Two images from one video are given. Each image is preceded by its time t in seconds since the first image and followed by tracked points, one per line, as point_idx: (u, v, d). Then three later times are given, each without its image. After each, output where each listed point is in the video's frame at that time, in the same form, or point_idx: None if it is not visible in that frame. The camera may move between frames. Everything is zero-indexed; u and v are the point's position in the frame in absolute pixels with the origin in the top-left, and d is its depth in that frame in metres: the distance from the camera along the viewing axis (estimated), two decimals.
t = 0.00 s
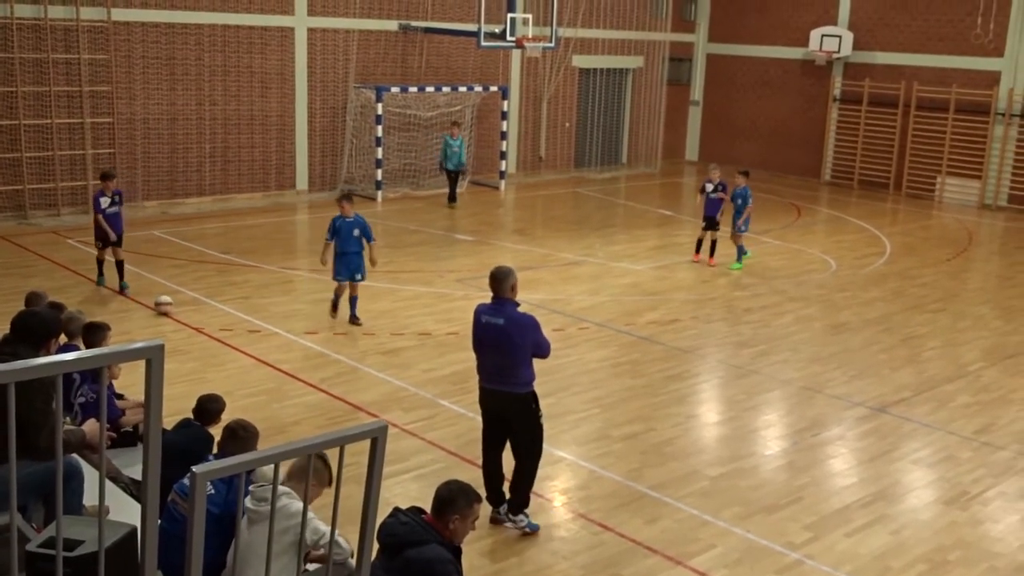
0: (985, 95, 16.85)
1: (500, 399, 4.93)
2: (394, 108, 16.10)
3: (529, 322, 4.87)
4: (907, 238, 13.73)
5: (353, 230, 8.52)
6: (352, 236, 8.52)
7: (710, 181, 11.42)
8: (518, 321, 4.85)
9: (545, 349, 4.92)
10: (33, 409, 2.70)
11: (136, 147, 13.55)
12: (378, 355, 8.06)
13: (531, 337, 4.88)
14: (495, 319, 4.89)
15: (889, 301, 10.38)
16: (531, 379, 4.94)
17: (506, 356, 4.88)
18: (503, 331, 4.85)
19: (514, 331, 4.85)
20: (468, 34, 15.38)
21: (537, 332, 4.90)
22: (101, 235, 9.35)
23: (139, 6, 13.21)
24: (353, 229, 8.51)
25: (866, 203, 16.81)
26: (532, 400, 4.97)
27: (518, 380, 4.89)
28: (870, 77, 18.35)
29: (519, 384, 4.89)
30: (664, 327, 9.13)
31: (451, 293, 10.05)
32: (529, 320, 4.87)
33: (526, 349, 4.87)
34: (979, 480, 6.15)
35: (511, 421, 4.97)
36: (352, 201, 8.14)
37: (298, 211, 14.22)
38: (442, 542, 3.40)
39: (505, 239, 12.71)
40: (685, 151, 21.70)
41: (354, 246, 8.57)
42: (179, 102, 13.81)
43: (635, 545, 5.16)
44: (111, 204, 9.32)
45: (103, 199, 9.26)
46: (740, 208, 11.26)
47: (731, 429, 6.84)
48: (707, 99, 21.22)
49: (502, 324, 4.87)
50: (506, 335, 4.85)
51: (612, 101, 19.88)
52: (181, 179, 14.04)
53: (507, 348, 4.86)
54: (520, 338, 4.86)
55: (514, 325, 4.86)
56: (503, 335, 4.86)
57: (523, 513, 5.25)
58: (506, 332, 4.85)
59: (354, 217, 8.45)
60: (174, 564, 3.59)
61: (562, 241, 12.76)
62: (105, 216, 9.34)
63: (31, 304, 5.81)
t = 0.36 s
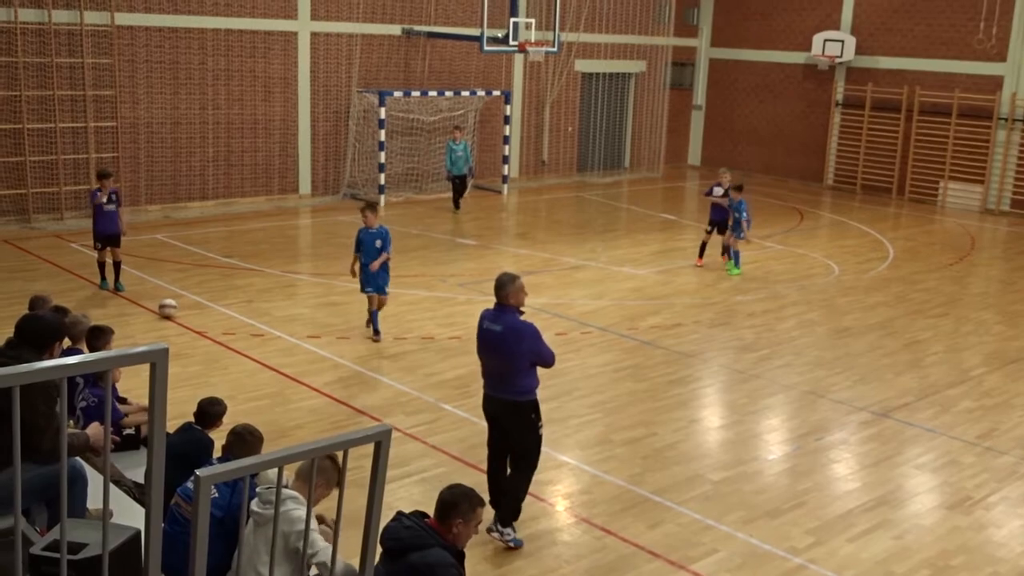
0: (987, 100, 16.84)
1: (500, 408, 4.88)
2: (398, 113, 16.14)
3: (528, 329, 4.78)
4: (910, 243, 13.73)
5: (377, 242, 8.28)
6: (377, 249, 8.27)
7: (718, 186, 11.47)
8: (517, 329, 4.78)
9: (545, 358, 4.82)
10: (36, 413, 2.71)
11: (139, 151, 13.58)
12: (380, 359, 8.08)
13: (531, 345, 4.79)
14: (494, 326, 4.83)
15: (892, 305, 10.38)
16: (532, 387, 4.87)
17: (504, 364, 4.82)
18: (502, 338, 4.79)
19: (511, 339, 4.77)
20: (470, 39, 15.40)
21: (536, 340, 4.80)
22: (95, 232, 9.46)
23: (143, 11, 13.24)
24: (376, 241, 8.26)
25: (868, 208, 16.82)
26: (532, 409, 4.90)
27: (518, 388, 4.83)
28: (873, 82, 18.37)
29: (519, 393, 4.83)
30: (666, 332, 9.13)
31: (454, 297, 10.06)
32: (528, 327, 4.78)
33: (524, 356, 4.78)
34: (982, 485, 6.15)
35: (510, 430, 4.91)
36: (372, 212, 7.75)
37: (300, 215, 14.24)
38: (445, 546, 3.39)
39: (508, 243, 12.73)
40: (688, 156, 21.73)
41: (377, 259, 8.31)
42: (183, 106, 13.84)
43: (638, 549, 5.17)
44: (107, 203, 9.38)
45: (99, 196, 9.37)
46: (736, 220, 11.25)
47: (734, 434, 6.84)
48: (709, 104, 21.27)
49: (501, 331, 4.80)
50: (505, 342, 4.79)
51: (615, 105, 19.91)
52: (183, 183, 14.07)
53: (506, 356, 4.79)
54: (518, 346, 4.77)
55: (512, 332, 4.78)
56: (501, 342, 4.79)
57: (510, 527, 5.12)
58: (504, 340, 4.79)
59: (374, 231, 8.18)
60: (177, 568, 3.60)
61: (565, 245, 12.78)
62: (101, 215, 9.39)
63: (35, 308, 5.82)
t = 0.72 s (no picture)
0: (993, 103, 16.81)
1: (503, 418, 4.85)
2: (403, 117, 16.18)
3: (527, 339, 4.70)
4: (915, 247, 13.70)
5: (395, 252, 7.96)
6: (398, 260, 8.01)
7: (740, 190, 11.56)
8: (517, 339, 4.70)
9: (545, 369, 4.74)
10: (42, 417, 2.71)
11: (145, 155, 13.60)
12: (385, 363, 8.08)
13: (531, 356, 4.71)
14: (497, 334, 4.77)
15: (897, 308, 10.37)
16: (534, 399, 4.80)
17: (505, 373, 4.76)
18: (503, 347, 4.73)
19: (512, 348, 4.71)
20: (475, 43, 15.41)
21: (536, 350, 4.72)
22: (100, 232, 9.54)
23: (148, 16, 13.27)
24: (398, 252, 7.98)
25: (873, 211, 16.80)
26: (533, 421, 4.85)
27: (518, 400, 4.78)
28: (878, 85, 18.35)
29: (519, 404, 4.78)
30: (672, 336, 9.12)
31: (459, 301, 10.07)
32: (528, 337, 4.70)
33: (525, 368, 4.72)
34: (988, 489, 6.13)
35: (512, 441, 4.87)
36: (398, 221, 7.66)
37: (306, 219, 14.27)
38: (450, 550, 3.38)
39: (513, 247, 12.73)
40: (693, 160, 21.73)
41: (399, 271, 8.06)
42: (188, 111, 13.87)
43: (643, 554, 5.16)
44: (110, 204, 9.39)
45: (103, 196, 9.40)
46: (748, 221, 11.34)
47: (739, 438, 6.83)
48: (714, 107, 21.27)
49: (503, 339, 4.74)
50: (506, 351, 4.73)
51: (620, 109, 19.91)
52: (189, 188, 14.10)
53: (507, 366, 4.74)
54: (518, 356, 4.70)
55: (512, 341, 4.71)
56: (502, 351, 4.74)
57: (509, 536, 5.10)
58: (505, 349, 4.73)
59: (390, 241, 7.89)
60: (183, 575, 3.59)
61: (569, 249, 12.78)
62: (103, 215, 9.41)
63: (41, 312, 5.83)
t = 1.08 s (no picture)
0: (997, 103, 16.78)
1: (502, 427, 4.80)
2: (407, 121, 16.18)
3: (536, 348, 4.68)
4: (920, 247, 13.67)
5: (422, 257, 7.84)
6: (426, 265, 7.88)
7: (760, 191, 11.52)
8: (525, 348, 4.69)
9: (550, 379, 4.72)
10: (48, 422, 2.71)
11: (150, 161, 13.65)
12: (390, 367, 8.08)
13: (539, 366, 4.69)
14: (504, 342, 4.75)
15: (903, 309, 10.34)
16: (535, 410, 4.76)
17: (508, 382, 4.73)
18: (510, 355, 4.71)
19: (519, 357, 4.68)
20: (478, 46, 15.41)
21: (545, 359, 4.70)
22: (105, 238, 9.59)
23: (152, 22, 13.31)
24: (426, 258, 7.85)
25: (878, 212, 16.78)
26: (533, 431, 4.81)
27: (519, 410, 4.74)
28: (882, 85, 18.32)
29: (520, 414, 4.74)
30: (677, 338, 9.11)
31: (464, 304, 10.07)
32: (537, 347, 4.69)
33: (531, 377, 4.69)
34: (995, 489, 6.11)
35: (511, 452, 4.82)
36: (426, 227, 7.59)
37: (311, 223, 14.29)
38: (455, 554, 3.37)
39: (517, 250, 12.73)
40: (697, 162, 21.72)
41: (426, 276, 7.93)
42: (193, 116, 13.91)
43: (649, 556, 5.15)
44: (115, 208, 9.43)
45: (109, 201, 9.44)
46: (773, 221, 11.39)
47: (745, 439, 6.81)
48: (718, 109, 21.26)
49: (510, 347, 4.72)
50: (513, 360, 4.71)
51: (623, 112, 19.92)
52: (194, 193, 14.12)
53: (511, 375, 4.71)
54: (525, 366, 4.68)
55: (520, 350, 4.69)
56: (508, 359, 4.71)
57: (513, 541, 5.09)
58: (512, 358, 4.70)
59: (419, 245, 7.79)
60: None
61: (574, 252, 12.77)
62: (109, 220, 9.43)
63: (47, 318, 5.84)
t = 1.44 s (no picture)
0: (999, 103, 16.77)
1: (501, 433, 4.76)
2: (409, 125, 16.20)
3: (537, 351, 4.68)
4: (924, 248, 13.65)
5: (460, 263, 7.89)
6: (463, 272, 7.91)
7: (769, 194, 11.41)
8: (526, 350, 4.67)
9: (550, 382, 4.73)
10: (54, 430, 2.72)
11: (152, 167, 13.66)
12: (393, 371, 8.08)
13: (541, 367, 4.69)
14: (503, 346, 4.71)
15: (907, 310, 10.33)
16: (534, 413, 4.74)
17: (508, 385, 4.70)
18: (511, 359, 4.68)
19: (519, 360, 4.67)
20: (479, 50, 15.41)
21: (545, 362, 4.71)
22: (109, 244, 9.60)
23: (154, 28, 13.34)
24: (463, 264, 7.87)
25: (880, 212, 16.75)
26: (533, 435, 4.79)
27: (519, 413, 4.71)
28: (884, 86, 18.31)
29: (521, 418, 4.71)
30: (681, 340, 9.11)
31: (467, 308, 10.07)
32: (538, 349, 4.69)
33: (533, 380, 4.69)
34: (1000, 490, 6.10)
35: (510, 456, 4.79)
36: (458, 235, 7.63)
37: (313, 228, 14.30)
38: (459, 558, 3.36)
39: (520, 254, 12.73)
40: (699, 164, 21.72)
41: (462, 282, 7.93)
42: (195, 122, 13.92)
43: (654, 559, 5.14)
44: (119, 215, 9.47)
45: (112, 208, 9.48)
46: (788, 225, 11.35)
47: (749, 441, 6.81)
48: (720, 111, 21.26)
49: (511, 351, 4.69)
50: (515, 363, 4.68)
51: (625, 114, 19.92)
52: (197, 199, 14.15)
53: (511, 378, 4.68)
54: (527, 369, 4.67)
55: (520, 353, 4.67)
56: (508, 363, 4.68)
57: (517, 545, 5.08)
58: (512, 361, 4.68)
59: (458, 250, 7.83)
60: None
61: (577, 255, 12.77)
62: (113, 226, 9.45)
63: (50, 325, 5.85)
